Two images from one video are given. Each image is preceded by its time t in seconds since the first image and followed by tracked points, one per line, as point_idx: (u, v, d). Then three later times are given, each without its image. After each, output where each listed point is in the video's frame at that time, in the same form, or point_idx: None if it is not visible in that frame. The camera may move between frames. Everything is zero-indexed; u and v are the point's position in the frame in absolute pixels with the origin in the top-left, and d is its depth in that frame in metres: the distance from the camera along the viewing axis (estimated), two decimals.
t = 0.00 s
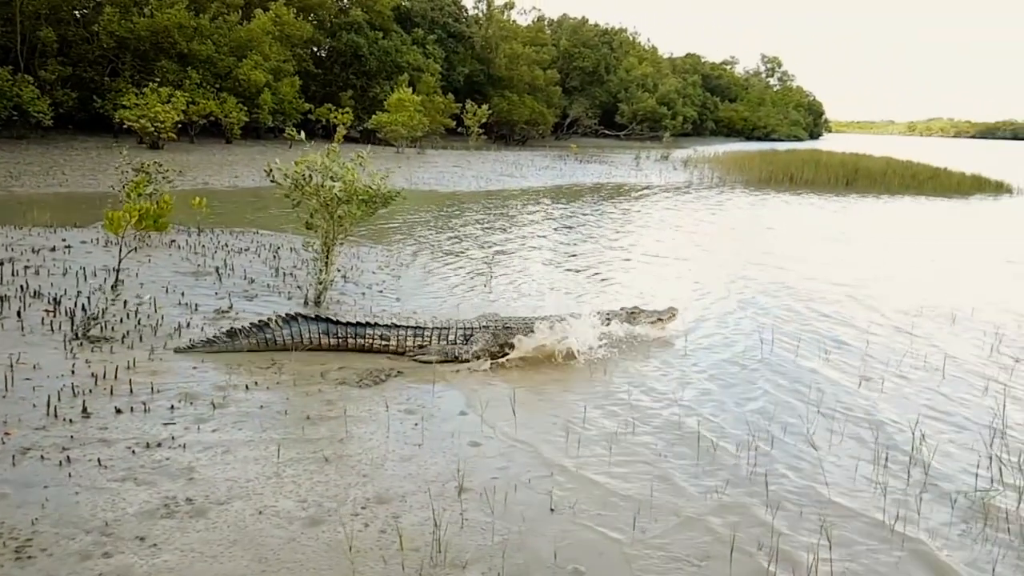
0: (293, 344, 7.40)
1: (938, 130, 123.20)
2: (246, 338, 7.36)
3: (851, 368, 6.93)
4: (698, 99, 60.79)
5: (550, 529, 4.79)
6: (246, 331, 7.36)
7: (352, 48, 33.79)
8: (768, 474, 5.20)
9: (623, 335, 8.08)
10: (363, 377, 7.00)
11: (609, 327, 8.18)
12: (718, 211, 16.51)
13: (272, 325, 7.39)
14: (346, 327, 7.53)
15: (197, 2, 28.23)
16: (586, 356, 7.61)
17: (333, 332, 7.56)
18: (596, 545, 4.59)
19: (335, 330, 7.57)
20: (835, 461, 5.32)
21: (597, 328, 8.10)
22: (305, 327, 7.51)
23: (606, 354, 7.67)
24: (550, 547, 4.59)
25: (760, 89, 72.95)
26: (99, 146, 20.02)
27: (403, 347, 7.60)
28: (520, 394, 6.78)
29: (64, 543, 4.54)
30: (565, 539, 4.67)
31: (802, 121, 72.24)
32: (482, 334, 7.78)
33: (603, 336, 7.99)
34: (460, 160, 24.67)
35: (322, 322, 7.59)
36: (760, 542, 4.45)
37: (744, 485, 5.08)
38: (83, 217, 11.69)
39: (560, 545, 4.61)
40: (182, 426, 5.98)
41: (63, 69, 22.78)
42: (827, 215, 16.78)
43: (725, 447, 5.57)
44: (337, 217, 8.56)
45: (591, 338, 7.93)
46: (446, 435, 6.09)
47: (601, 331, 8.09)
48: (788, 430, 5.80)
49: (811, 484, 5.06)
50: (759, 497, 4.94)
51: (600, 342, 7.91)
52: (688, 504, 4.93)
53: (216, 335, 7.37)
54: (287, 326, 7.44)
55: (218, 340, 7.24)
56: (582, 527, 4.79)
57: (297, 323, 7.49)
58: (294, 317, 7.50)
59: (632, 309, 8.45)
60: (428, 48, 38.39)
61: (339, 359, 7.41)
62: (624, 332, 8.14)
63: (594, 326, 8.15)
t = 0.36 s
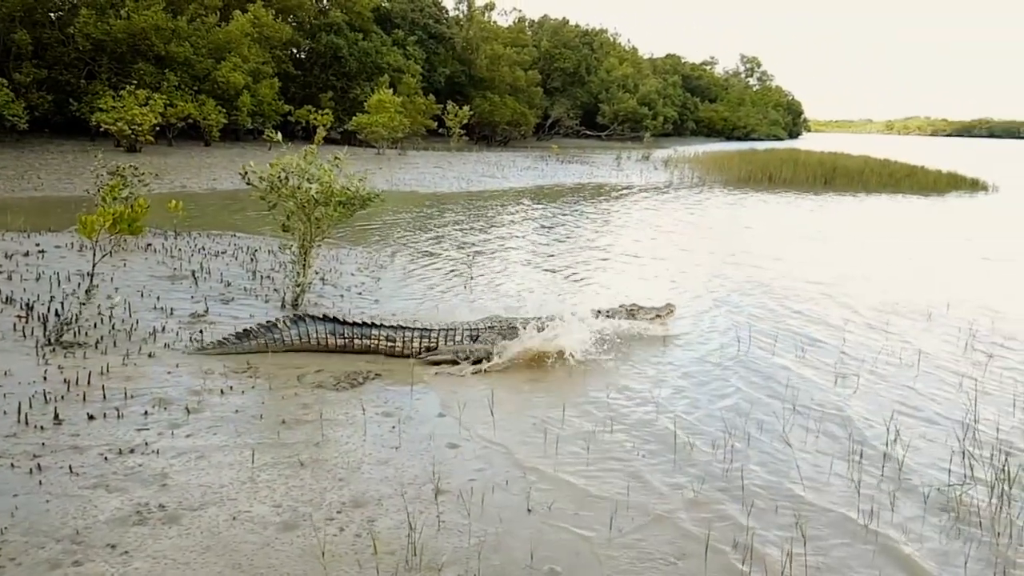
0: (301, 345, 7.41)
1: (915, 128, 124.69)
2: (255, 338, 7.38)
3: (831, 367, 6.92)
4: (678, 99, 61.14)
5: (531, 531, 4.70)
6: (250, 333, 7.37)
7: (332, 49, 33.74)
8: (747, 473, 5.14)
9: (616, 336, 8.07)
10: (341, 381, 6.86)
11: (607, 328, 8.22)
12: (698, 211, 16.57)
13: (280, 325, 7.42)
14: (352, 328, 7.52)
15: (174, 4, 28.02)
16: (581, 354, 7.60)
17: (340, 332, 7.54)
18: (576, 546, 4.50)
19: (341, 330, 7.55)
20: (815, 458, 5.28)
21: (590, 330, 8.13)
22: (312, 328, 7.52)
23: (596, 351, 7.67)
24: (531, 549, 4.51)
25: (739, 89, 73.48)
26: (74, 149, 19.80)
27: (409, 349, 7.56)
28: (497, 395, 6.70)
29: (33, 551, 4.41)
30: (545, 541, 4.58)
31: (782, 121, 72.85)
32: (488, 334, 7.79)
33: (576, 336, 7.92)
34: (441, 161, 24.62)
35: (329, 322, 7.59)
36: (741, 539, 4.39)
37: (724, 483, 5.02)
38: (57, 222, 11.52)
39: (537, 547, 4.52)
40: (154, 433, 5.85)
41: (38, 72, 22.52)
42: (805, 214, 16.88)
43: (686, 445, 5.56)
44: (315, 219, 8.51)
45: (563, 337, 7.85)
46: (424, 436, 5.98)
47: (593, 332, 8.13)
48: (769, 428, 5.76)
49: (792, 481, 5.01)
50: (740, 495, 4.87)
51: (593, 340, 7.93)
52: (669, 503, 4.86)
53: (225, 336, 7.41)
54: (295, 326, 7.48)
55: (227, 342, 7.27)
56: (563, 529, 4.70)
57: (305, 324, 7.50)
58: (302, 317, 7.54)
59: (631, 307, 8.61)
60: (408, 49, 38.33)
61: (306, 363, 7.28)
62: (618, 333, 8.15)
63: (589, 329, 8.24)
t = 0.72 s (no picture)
0: (306, 344, 7.38)
1: (893, 129, 126.16)
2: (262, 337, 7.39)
3: (808, 368, 6.92)
4: (659, 100, 61.48)
5: (507, 534, 4.59)
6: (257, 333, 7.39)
7: (311, 49, 33.57)
8: (725, 474, 5.09)
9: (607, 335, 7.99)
10: (316, 384, 6.71)
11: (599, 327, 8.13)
12: (677, 212, 16.61)
13: (287, 325, 7.41)
14: (358, 328, 7.45)
15: (151, 3, 27.79)
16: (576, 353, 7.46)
17: (345, 332, 7.46)
18: (555, 548, 4.42)
19: (346, 330, 7.46)
20: (792, 459, 5.25)
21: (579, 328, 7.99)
22: (318, 328, 7.47)
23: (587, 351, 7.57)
24: (510, 551, 4.42)
25: (719, 90, 73.96)
26: (49, 150, 19.56)
27: (414, 349, 7.46)
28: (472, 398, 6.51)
29: None
30: (523, 542, 4.50)
31: (761, 122, 73.44)
32: (493, 335, 7.71)
33: (550, 334, 7.79)
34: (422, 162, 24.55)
35: (334, 322, 7.53)
36: (719, 539, 4.34)
37: (703, 484, 4.96)
38: (30, 224, 11.35)
39: (514, 549, 4.44)
40: (126, 437, 5.72)
41: (13, 72, 22.24)
42: (783, 215, 16.99)
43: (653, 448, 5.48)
44: (292, 220, 8.45)
45: (539, 335, 7.74)
46: (400, 437, 5.86)
47: (580, 329, 7.98)
48: (747, 430, 5.72)
49: (769, 482, 4.97)
50: (718, 497, 4.81)
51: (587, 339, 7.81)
52: (646, 504, 4.79)
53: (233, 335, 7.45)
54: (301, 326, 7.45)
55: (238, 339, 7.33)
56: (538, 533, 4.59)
57: (310, 324, 7.47)
58: (309, 317, 7.50)
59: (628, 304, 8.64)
60: (388, 50, 38.25)
61: (277, 365, 7.09)
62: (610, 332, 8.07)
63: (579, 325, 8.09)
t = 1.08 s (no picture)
0: (313, 344, 7.43)
1: (875, 129, 127.36)
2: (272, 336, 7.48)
3: (790, 369, 6.93)
4: (643, 101, 61.74)
5: (489, 537, 4.52)
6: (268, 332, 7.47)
7: (294, 51, 33.55)
8: (705, 476, 5.06)
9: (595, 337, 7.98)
10: (295, 387, 6.62)
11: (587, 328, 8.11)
12: (661, 213, 16.66)
13: (295, 325, 7.50)
14: (364, 330, 7.50)
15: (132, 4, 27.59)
16: (568, 354, 7.46)
17: (351, 334, 7.51)
18: (537, 552, 4.35)
19: (352, 332, 7.52)
20: (772, 460, 5.24)
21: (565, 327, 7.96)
22: (325, 328, 7.53)
23: (578, 352, 7.57)
24: (491, 553, 4.36)
25: (702, 91, 74.33)
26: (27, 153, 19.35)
27: (422, 351, 7.54)
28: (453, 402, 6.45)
29: None
30: (504, 544, 4.45)
31: (744, 123, 73.91)
32: (498, 336, 7.76)
33: (530, 335, 7.76)
34: (406, 163, 24.50)
35: (341, 323, 7.58)
36: (699, 541, 4.30)
37: (683, 486, 4.93)
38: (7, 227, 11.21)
39: (495, 553, 4.37)
40: (102, 441, 5.62)
41: None
42: (765, 215, 17.06)
43: (628, 451, 5.46)
44: (271, 222, 8.41)
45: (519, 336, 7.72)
46: (381, 439, 5.80)
47: (567, 330, 7.95)
48: (729, 431, 5.71)
49: (750, 483, 4.96)
50: (700, 499, 4.78)
51: (578, 341, 7.79)
52: (627, 506, 4.75)
53: (244, 334, 7.57)
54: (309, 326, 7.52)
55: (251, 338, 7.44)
56: (519, 536, 4.53)
57: (318, 324, 7.53)
58: (317, 318, 7.57)
59: (628, 302, 8.66)
60: (372, 51, 38.18)
61: (256, 368, 6.99)
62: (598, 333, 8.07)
63: (564, 326, 8.06)
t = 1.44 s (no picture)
0: (323, 343, 7.46)
1: (858, 132, 128.53)
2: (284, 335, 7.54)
3: (772, 373, 6.93)
4: (628, 104, 61.98)
5: (468, 540, 4.45)
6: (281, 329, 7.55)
7: (278, 51, 33.52)
8: (683, 480, 5.05)
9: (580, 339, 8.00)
10: (274, 389, 6.56)
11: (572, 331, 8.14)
12: (645, 215, 16.69)
13: (306, 323, 7.55)
14: (373, 330, 7.50)
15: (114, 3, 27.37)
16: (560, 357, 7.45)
17: (360, 334, 7.51)
18: (517, 555, 4.29)
19: (361, 333, 7.52)
20: (750, 463, 5.24)
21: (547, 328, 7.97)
22: (335, 328, 7.55)
23: (566, 354, 7.58)
24: (471, 557, 4.29)
25: (687, 94, 74.73)
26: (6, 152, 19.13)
27: (429, 354, 7.48)
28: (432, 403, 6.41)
29: None
30: (484, 548, 4.38)
31: (728, 126, 74.36)
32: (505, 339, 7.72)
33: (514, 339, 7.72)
34: (391, 164, 24.43)
35: (351, 324, 7.59)
36: (678, 544, 4.27)
37: (663, 490, 4.91)
38: None
39: (474, 556, 4.30)
40: (76, 444, 5.51)
41: None
42: (748, 217, 17.14)
43: (604, 454, 5.43)
44: (252, 223, 8.35)
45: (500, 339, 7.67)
46: (360, 442, 5.73)
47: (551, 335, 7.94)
48: (710, 435, 5.70)
49: (731, 487, 4.93)
50: (680, 503, 4.74)
51: (566, 344, 7.82)
52: (607, 509, 4.71)
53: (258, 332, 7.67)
54: (320, 326, 7.56)
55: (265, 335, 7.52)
56: (499, 540, 4.45)
57: (329, 324, 7.57)
58: (328, 317, 7.61)
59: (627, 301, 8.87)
60: (357, 51, 38.08)
61: (233, 370, 6.92)
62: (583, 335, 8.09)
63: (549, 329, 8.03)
